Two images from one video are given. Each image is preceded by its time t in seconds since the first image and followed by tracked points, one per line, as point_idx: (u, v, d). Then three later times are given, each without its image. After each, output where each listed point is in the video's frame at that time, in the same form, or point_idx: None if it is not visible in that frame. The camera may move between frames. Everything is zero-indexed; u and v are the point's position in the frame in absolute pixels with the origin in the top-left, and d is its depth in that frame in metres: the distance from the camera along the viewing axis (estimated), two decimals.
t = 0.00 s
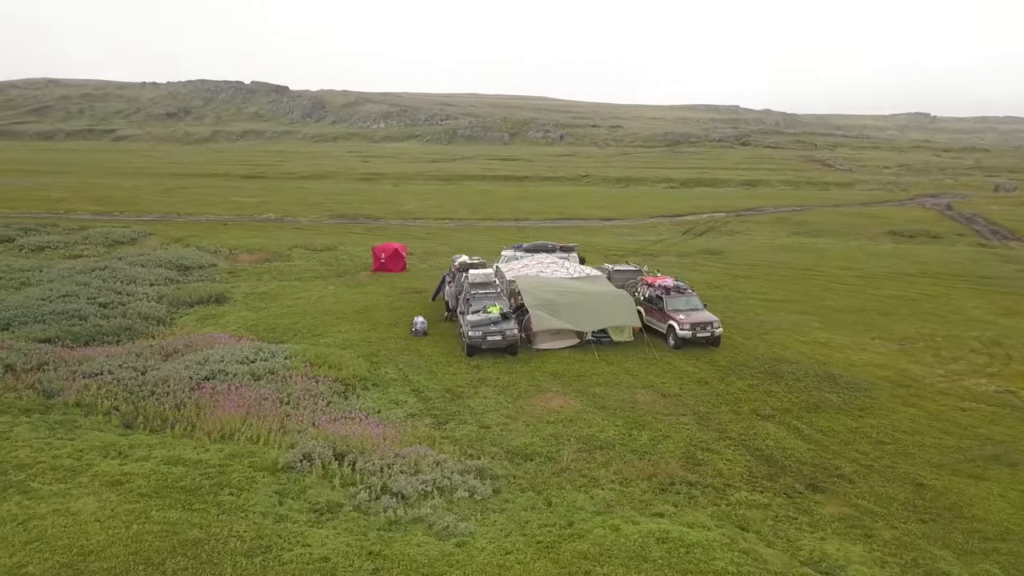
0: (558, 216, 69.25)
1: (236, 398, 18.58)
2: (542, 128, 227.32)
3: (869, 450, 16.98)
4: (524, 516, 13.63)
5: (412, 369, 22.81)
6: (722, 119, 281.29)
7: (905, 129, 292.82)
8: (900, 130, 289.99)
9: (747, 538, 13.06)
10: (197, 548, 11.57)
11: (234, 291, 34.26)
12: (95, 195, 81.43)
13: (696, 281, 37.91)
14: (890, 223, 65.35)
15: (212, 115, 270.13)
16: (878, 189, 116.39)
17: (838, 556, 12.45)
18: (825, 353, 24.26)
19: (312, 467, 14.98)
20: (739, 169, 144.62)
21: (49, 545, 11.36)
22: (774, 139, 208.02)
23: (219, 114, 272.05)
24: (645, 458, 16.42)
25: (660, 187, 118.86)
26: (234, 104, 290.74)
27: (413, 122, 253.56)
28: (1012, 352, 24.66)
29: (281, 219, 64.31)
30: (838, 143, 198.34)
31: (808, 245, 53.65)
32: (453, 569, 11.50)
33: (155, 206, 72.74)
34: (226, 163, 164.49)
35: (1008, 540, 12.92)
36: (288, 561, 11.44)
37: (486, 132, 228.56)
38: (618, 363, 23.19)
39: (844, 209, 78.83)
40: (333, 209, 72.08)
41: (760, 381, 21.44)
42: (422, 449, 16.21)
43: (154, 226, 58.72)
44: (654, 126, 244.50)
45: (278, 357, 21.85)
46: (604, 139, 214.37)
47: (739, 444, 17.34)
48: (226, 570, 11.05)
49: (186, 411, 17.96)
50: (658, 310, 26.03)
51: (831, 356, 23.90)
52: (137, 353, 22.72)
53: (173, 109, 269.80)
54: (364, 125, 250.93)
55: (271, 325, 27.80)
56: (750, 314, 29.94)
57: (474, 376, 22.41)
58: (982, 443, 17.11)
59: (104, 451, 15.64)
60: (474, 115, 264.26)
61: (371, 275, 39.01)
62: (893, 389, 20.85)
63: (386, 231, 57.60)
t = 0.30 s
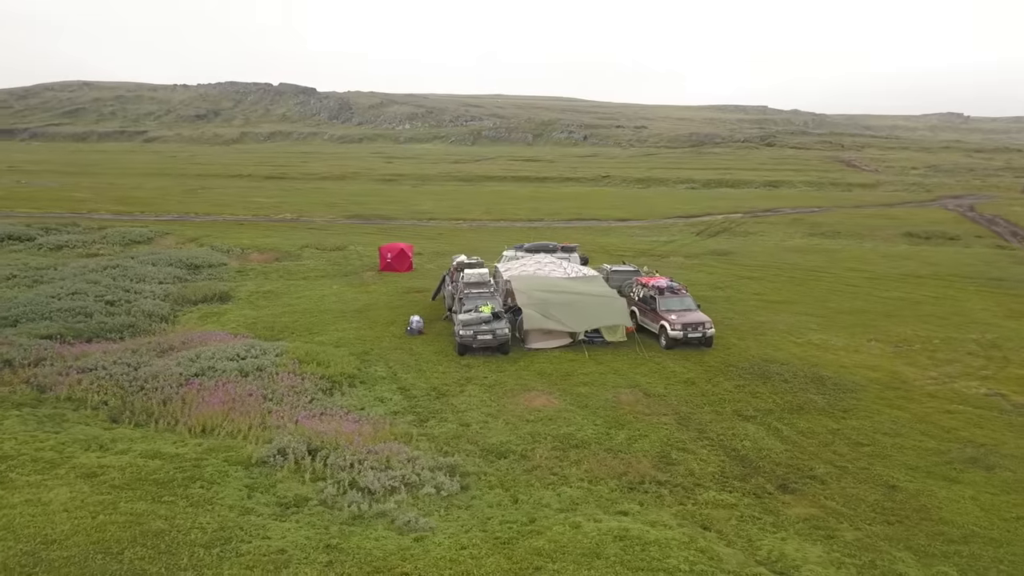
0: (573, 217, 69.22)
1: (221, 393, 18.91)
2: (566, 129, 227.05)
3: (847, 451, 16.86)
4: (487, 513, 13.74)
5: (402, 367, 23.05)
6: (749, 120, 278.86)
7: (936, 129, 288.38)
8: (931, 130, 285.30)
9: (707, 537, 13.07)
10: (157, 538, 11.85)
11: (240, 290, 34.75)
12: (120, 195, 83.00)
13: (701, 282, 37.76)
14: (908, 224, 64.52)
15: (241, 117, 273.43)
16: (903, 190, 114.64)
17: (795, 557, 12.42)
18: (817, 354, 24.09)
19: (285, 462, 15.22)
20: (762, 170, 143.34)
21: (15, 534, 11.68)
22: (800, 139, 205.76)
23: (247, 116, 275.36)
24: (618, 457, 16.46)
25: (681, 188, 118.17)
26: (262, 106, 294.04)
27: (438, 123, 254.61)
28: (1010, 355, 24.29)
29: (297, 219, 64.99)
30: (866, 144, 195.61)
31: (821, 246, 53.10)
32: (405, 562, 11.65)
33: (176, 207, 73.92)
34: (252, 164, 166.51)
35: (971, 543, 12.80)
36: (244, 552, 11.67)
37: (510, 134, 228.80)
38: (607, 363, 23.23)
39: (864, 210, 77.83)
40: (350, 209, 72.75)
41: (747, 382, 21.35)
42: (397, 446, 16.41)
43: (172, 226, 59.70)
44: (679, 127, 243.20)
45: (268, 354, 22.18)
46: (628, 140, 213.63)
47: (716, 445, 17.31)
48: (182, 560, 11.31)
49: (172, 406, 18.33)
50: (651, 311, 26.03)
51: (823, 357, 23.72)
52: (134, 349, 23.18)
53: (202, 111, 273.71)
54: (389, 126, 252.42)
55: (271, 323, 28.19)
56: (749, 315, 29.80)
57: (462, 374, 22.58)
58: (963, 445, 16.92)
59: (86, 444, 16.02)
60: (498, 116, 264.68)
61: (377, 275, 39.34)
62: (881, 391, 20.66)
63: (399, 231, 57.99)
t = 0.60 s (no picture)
0: (585, 218, 69.15)
1: (205, 390, 19.17)
2: (587, 130, 226.70)
3: (821, 452, 16.74)
4: (449, 510, 13.83)
5: (390, 366, 23.22)
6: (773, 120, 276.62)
7: (964, 130, 284.20)
8: (959, 130, 280.93)
9: (666, 537, 13.06)
10: (117, 530, 12.08)
11: (243, 289, 35.15)
12: (140, 196, 84.29)
13: (703, 283, 37.60)
14: (925, 226, 63.65)
15: (266, 118, 276.26)
16: (926, 190, 113.00)
17: (751, 557, 12.38)
18: (808, 356, 23.88)
19: (256, 458, 15.42)
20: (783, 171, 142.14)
21: None
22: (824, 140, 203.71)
23: (272, 117, 278.00)
24: (590, 456, 16.48)
25: (699, 189, 117.52)
26: (286, 107, 296.73)
27: (460, 124, 255.44)
28: (1006, 359, 23.91)
29: (309, 219, 65.56)
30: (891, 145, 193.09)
31: (833, 247, 52.58)
32: (358, 557, 11.77)
33: (194, 207, 74.85)
34: (275, 165, 168.23)
35: (933, 546, 12.68)
36: (201, 545, 11.86)
37: (531, 134, 228.89)
38: (595, 364, 23.22)
39: (881, 211, 76.93)
40: (364, 210, 73.26)
41: (731, 384, 21.25)
42: (370, 443, 16.56)
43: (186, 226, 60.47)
44: (701, 128, 241.84)
45: (257, 352, 22.42)
46: (649, 141, 212.73)
47: (691, 445, 17.26)
48: (139, 552, 11.52)
49: (155, 402, 18.61)
50: (642, 311, 25.96)
51: (813, 359, 23.52)
52: (128, 347, 23.55)
53: (228, 113, 276.84)
54: (411, 127, 253.62)
55: (267, 322, 28.52)
56: (745, 316, 29.61)
57: (448, 374, 22.68)
58: (941, 448, 16.74)
59: (66, 439, 16.33)
60: (520, 117, 264.88)
61: (380, 275, 39.61)
62: (867, 393, 20.45)
63: (409, 231, 58.28)
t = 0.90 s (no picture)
0: (595, 219, 69.03)
1: (186, 388, 19.40)
2: (606, 131, 226.14)
3: (795, 454, 16.61)
4: (411, 509, 13.89)
5: (377, 365, 23.36)
6: (794, 121, 274.18)
7: (990, 129, 280.02)
8: (985, 130, 276.70)
9: (623, 538, 13.05)
10: (76, 524, 12.26)
11: (243, 289, 35.49)
12: (157, 196, 85.39)
13: (702, 284, 37.42)
14: (939, 227, 62.80)
15: (287, 120, 278.46)
16: (946, 191, 111.47)
17: (705, 559, 12.33)
18: (796, 357, 23.70)
19: (227, 455, 15.58)
20: (801, 172, 140.90)
21: None
22: (845, 141, 201.55)
23: (293, 118, 280.19)
24: (561, 456, 16.48)
25: (715, 190, 116.82)
26: (308, 109, 298.95)
27: (479, 125, 255.83)
28: (999, 362, 23.60)
29: (320, 220, 65.97)
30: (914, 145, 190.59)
31: (841, 249, 52.06)
32: (310, 553, 11.85)
33: (209, 207, 75.67)
34: (295, 166, 169.76)
35: (893, 550, 12.55)
36: (157, 541, 12.00)
37: (550, 135, 228.77)
38: (580, 364, 23.22)
39: (896, 213, 76.03)
40: (376, 210, 73.71)
41: (714, 385, 21.14)
42: (342, 441, 16.68)
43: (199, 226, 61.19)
44: (721, 128, 240.49)
45: (243, 351, 22.66)
46: (668, 142, 211.67)
47: (665, 446, 17.20)
48: (94, 546, 11.68)
49: (137, 399, 18.85)
50: (631, 312, 25.87)
51: (802, 360, 23.33)
52: (119, 345, 23.87)
53: (250, 114, 279.52)
54: (430, 128, 254.36)
55: (262, 320, 28.82)
56: (739, 317, 29.41)
57: (432, 373, 22.76)
58: (918, 452, 16.55)
59: (44, 434, 16.60)
60: (539, 118, 264.82)
61: (381, 275, 39.84)
62: (851, 395, 20.25)
63: (417, 232, 58.51)
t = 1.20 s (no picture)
0: (606, 220, 68.78)
1: (170, 387, 19.58)
2: (626, 132, 225.30)
3: (770, 458, 16.43)
4: (374, 508, 13.92)
5: (364, 365, 23.42)
6: (817, 121, 271.44)
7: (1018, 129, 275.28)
8: (1013, 130, 272.12)
9: (583, 540, 12.96)
10: (38, 521, 12.41)
11: (244, 289, 35.75)
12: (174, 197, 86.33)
13: (704, 286, 37.15)
14: (955, 229, 61.82)
15: (308, 121, 280.52)
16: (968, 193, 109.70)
17: (663, 562, 12.22)
18: (787, 360, 23.43)
19: (199, 453, 15.69)
20: (822, 172, 139.38)
21: None
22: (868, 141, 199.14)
23: (315, 120, 282.20)
24: (534, 457, 16.44)
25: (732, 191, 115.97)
26: (329, 110, 300.99)
27: (499, 126, 256.10)
28: (994, 366, 23.17)
29: (331, 221, 66.36)
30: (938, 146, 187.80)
31: (852, 250, 51.44)
32: (264, 552, 11.90)
33: (224, 208, 76.47)
34: (315, 167, 171.06)
35: (855, 556, 12.36)
36: (115, 537, 12.12)
37: (569, 136, 228.42)
38: (568, 365, 23.12)
39: (913, 213, 75.00)
40: (389, 210, 74.05)
41: (699, 387, 20.98)
42: (316, 441, 16.75)
43: (211, 226, 61.85)
44: (742, 129, 238.68)
45: (231, 350, 22.83)
46: (688, 142, 210.42)
47: (640, 448, 17.09)
48: (51, 542, 11.81)
49: (120, 398, 19.06)
50: (622, 313, 25.73)
51: (791, 363, 23.07)
52: (111, 343, 24.17)
53: (272, 115, 282.04)
54: (451, 130, 254.95)
55: (257, 320, 29.01)
56: (735, 319, 29.13)
57: (419, 373, 22.78)
58: (896, 456, 16.31)
59: (24, 431, 16.83)
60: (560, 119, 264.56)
61: (383, 276, 39.97)
62: (837, 398, 20.01)
63: (425, 233, 58.66)
